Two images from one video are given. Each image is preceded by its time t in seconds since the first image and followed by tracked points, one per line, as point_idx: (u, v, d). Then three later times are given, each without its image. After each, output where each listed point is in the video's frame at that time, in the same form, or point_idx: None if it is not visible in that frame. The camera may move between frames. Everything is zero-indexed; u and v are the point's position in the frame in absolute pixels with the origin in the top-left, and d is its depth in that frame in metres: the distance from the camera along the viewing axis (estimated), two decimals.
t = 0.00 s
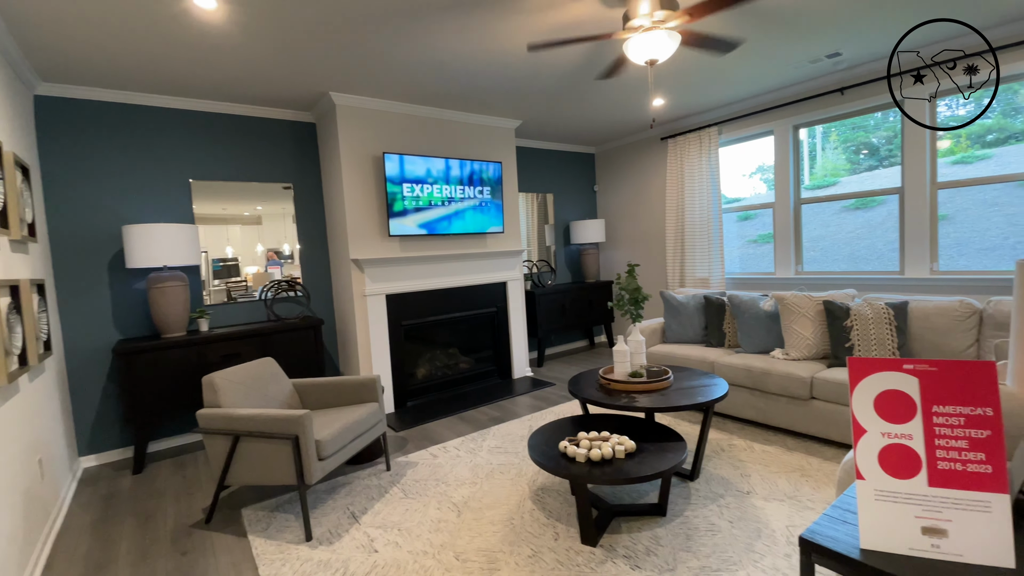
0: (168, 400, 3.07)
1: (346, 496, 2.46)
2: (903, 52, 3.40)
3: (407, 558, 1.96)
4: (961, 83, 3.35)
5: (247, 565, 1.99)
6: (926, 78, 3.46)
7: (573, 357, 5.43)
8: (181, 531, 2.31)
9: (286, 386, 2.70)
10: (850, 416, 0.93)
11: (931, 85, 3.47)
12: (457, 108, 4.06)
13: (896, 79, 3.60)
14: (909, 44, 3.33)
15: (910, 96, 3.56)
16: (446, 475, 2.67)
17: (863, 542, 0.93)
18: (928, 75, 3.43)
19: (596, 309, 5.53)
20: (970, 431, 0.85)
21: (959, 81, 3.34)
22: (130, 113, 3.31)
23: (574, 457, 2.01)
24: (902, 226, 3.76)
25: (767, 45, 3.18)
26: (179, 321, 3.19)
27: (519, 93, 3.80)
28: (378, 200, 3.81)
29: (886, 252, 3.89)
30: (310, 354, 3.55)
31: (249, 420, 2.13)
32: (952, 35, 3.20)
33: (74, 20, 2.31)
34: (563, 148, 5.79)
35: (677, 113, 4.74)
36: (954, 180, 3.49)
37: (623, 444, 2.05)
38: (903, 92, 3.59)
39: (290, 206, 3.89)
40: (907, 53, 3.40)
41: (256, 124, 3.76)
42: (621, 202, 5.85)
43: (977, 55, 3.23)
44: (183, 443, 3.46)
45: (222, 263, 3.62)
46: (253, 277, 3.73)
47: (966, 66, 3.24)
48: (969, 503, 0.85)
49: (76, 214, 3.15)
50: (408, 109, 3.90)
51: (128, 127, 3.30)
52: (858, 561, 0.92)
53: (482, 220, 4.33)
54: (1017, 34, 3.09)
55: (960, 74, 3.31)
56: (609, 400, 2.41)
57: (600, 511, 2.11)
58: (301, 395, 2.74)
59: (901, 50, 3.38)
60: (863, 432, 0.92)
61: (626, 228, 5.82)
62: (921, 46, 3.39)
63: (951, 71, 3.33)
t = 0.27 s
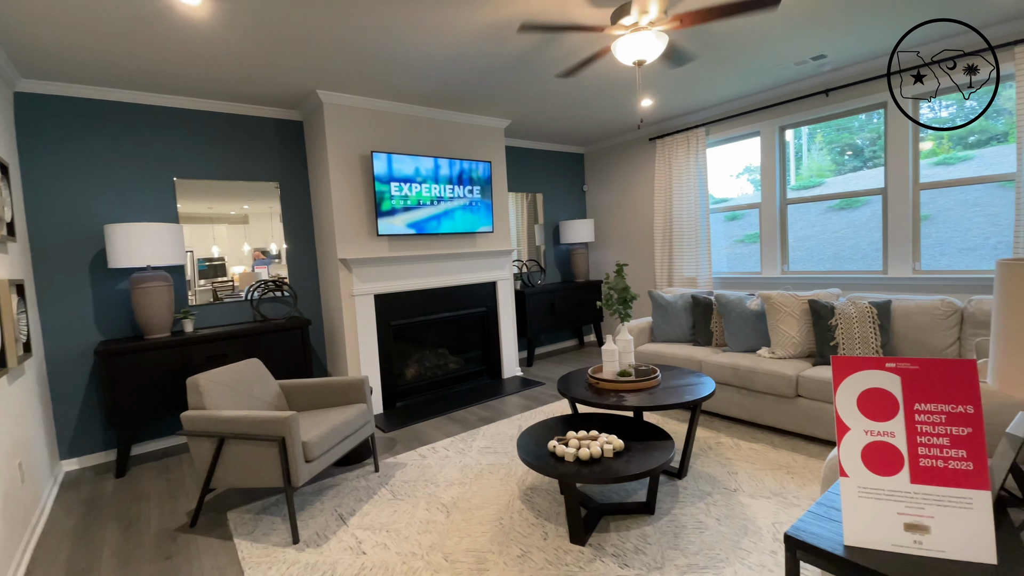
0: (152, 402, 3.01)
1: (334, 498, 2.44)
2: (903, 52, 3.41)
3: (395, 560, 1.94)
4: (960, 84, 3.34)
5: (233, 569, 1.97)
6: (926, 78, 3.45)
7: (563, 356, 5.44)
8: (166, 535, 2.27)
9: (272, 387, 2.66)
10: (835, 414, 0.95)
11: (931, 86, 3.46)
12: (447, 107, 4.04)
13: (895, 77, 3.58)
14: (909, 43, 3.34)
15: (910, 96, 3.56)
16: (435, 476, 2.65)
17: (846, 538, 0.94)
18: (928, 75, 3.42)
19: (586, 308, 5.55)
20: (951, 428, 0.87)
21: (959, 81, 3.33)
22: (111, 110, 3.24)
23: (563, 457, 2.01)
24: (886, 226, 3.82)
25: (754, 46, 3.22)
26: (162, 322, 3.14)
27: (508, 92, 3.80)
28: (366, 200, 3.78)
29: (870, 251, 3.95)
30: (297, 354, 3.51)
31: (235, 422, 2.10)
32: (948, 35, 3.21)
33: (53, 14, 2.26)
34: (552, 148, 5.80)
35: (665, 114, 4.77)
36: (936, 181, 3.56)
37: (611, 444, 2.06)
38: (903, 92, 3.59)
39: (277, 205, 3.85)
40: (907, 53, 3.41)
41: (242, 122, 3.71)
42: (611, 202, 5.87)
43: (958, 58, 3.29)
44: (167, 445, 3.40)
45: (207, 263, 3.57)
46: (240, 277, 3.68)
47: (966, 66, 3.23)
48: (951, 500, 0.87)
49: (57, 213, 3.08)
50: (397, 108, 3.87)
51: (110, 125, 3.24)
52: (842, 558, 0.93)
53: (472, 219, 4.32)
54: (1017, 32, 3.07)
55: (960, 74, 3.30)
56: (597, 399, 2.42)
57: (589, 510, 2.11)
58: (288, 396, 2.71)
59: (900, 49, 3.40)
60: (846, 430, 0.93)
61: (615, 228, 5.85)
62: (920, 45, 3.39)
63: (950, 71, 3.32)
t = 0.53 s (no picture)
0: (135, 404, 2.96)
1: (323, 500, 2.42)
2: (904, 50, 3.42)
3: (384, 561, 1.93)
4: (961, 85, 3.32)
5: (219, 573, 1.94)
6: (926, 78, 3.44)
7: (553, 356, 5.45)
8: (150, 539, 2.23)
9: (259, 388, 2.63)
10: (821, 412, 0.96)
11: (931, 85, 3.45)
12: (436, 106, 4.02)
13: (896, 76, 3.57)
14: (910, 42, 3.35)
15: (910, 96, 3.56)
16: (425, 476, 2.64)
17: (832, 535, 0.95)
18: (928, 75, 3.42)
19: (575, 307, 5.56)
20: (934, 425, 0.88)
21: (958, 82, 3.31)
22: (92, 106, 3.17)
23: (553, 456, 2.01)
24: (870, 226, 3.88)
25: (742, 48, 3.25)
26: (146, 323, 3.08)
27: (498, 92, 3.79)
28: (355, 199, 3.75)
29: (854, 251, 4.01)
30: (284, 355, 3.47)
31: (221, 424, 2.07)
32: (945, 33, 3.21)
33: (32, 8, 2.21)
34: (542, 148, 5.81)
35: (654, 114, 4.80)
36: (919, 182, 3.62)
37: (600, 442, 2.06)
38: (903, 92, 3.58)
39: (264, 204, 3.80)
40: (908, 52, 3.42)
41: (228, 120, 3.66)
42: (600, 202, 5.89)
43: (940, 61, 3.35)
44: (151, 448, 3.35)
45: (193, 262, 3.51)
46: (226, 277, 3.63)
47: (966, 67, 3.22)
48: (933, 496, 0.88)
49: (37, 212, 3.01)
50: (385, 106, 3.85)
51: (92, 121, 3.17)
52: (828, 554, 0.94)
53: (461, 219, 4.30)
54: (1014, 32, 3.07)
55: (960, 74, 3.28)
56: (587, 398, 2.43)
57: (579, 509, 2.12)
58: (275, 397, 2.68)
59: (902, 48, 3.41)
60: (832, 427, 0.94)
61: (605, 228, 5.87)
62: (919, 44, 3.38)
63: (950, 71, 3.30)
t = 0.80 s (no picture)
0: (116, 407, 2.90)
1: (309, 502, 2.40)
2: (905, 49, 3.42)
3: (372, 563, 1.92)
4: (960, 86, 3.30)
5: None
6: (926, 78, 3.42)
7: (541, 355, 5.46)
8: (132, 544, 2.19)
9: (243, 390, 2.60)
10: (804, 409, 0.97)
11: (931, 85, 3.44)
12: (424, 104, 4.00)
13: (895, 74, 3.56)
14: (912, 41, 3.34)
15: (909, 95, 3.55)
16: (413, 477, 2.63)
17: (815, 531, 0.97)
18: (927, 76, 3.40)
19: (564, 307, 5.58)
20: (913, 422, 0.90)
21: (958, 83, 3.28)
22: (70, 102, 3.10)
23: (541, 455, 2.01)
24: (852, 226, 3.96)
25: (728, 49, 3.28)
26: (128, 324, 3.02)
27: (486, 91, 3.78)
28: (341, 198, 3.72)
29: (837, 250, 4.08)
30: (270, 356, 3.43)
31: (204, 426, 2.04)
32: (944, 32, 3.20)
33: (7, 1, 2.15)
34: (530, 147, 5.81)
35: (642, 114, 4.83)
36: (900, 183, 3.70)
37: (588, 441, 2.07)
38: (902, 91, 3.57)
39: (249, 202, 3.75)
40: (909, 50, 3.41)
41: (211, 117, 3.60)
42: (588, 202, 5.91)
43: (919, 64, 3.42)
44: (133, 451, 3.28)
45: (176, 262, 3.45)
46: (210, 277, 3.58)
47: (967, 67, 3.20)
48: (913, 491, 0.90)
49: (14, 210, 2.94)
50: (372, 104, 3.82)
51: (71, 118, 3.10)
52: (811, 549, 0.95)
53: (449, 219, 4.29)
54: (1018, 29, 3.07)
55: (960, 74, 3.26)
56: (575, 397, 2.44)
57: (567, 508, 2.13)
58: (260, 399, 2.64)
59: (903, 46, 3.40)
60: (815, 424, 0.96)
61: (593, 228, 5.89)
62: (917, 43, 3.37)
63: (950, 70, 3.28)
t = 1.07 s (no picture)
0: (97, 409, 2.84)
1: (295, 504, 2.37)
2: (905, 48, 3.41)
3: (359, 565, 1.91)
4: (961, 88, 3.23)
5: None
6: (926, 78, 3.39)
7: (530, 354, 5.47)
8: (113, 548, 2.15)
9: (228, 391, 2.56)
10: (787, 407, 0.99)
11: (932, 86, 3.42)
12: (412, 103, 3.98)
13: (895, 74, 3.54)
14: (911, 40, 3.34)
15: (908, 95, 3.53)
16: (401, 477, 2.62)
17: (799, 528, 0.98)
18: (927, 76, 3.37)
19: (552, 306, 5.59)
20: (893, 419, 0.92)
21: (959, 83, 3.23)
22: (48, 98, 3.02)
23: (529, 454, 2.02)
24: (834, 226, 4.03)
25: (714, 51, 3.32)
26: (108, 325, 2.96)
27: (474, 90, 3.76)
28: (328, 197, 3.68)
29: (820, 250, 4.15)
30: (255, 356, 3.39)
31: (188, 428, 2.01)
32: (940, 30, 3.20)
33: None
34: (518, 147, 5.82)
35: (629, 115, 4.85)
36: (881, 184, 3.77)
37: (576, 440, 2.08)
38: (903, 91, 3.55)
39: (233, 201, 3.70)
40: (910, 49, 3.40)
41: (194, 114, 3.54)
42: (576, 201, 5.93)
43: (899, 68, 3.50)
44: (114, 454, 3.22)
45: (159, 261, 3.39)
46: (194, 276, 3.52)
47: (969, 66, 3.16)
48: (893, 486, 0.92)
49: None
50: (359, 102, 3.78)
51: (48, 114, 3.02)
52: (795, 545, 0.96)
53: (438, 218, 4.28)
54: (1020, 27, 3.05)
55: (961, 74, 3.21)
56: (564, 396, 2.45)
57: (555, 507, 2.14)
58: (245, 400, 2.61)
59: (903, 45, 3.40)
60: (797, 422, 0.97)
61: (581, 227, 5.92)
62: (916, 43, 3.37)
63: (950, 71, 3.24)
